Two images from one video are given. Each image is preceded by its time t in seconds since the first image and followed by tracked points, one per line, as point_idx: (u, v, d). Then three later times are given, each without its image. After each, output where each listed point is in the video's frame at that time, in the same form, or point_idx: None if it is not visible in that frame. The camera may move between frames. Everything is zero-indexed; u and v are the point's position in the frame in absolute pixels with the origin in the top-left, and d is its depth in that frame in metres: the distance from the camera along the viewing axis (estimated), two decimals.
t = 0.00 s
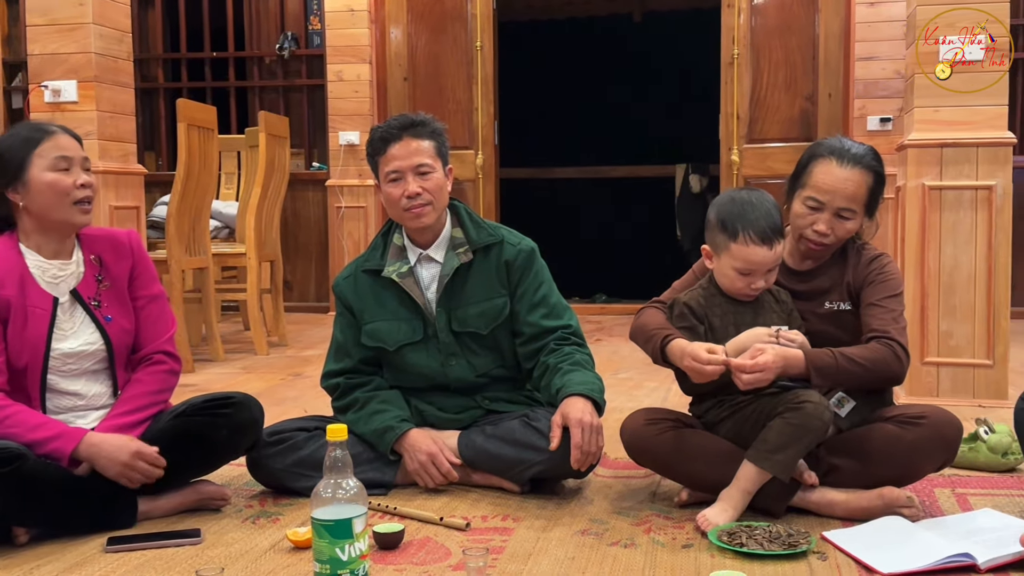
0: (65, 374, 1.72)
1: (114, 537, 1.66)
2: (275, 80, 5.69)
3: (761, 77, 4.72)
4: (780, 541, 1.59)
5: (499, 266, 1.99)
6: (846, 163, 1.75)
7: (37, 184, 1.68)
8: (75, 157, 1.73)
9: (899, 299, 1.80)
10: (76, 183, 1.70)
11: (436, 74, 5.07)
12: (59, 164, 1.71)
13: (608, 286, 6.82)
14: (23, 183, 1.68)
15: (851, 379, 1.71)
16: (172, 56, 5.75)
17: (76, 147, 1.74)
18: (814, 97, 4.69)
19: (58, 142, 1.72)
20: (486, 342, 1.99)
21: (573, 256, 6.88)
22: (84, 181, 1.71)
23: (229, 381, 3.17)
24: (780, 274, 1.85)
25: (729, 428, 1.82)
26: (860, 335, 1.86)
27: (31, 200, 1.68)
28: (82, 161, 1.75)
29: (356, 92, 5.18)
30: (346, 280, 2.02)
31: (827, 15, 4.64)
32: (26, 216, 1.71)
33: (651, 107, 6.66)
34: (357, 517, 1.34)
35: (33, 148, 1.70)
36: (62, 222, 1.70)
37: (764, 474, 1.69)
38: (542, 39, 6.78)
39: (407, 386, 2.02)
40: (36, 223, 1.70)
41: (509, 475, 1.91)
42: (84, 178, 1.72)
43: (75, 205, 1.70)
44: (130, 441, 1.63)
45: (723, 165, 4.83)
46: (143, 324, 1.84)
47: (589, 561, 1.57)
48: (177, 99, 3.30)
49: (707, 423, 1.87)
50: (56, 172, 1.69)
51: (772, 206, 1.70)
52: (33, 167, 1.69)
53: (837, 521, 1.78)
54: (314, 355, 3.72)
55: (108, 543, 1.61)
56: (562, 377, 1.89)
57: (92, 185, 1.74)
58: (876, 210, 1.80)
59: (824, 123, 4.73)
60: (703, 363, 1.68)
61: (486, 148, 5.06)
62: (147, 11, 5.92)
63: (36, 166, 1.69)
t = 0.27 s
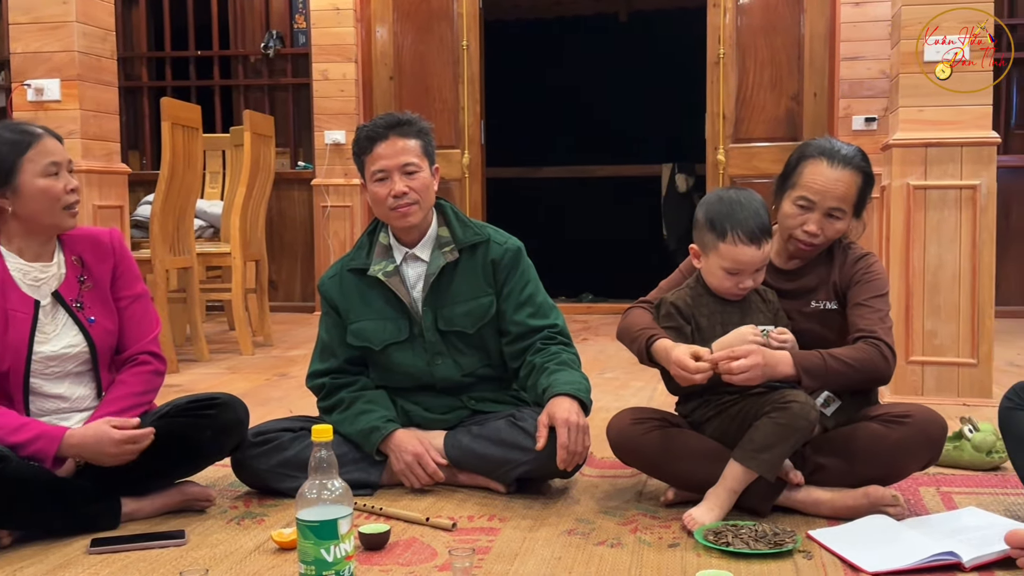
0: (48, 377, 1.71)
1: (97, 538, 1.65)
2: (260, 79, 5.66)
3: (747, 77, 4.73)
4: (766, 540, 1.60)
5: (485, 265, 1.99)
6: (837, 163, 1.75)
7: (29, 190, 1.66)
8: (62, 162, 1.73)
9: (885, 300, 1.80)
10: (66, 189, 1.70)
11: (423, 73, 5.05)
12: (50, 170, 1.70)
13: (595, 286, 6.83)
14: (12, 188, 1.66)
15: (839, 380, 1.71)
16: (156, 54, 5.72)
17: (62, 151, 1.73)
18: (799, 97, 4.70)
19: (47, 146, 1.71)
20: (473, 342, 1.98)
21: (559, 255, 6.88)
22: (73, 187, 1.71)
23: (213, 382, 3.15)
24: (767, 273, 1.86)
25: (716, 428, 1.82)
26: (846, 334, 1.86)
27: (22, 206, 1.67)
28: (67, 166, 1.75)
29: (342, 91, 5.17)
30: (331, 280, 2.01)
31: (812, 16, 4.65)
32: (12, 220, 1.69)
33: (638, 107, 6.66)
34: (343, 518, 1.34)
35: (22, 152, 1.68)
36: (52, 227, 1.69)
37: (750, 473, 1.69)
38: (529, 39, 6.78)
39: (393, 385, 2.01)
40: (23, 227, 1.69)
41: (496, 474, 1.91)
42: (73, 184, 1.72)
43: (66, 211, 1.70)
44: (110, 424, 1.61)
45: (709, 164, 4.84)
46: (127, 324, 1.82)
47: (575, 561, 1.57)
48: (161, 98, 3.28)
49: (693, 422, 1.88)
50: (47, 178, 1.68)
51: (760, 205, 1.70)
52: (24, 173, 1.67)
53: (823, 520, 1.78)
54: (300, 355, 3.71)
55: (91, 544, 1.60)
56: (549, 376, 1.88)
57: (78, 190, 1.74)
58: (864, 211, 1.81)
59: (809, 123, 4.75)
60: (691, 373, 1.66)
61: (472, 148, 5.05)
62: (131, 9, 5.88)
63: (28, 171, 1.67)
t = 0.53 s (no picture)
0: (35, 382, 1.70)
1: (80, 541, 1.63)
2: (245, 78, 5.64)
3: (733, 78, 4.75)
4: (753, 539, 1.60)
5: (472, 265, 1.99)
6: (824, 163, 1.76)
7: (23, 195, 1.64)
8: (53, 166, 1.71)
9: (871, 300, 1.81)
10: (60, 194, 1.68)
11: (409, 73, 5.05)
12: (43, 174, 1.68)
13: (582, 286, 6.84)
14: (5, 193, 1.64)
15: (825, 380, 1.72)
16: (141, 54, 5.69)
17: (52, 155, 1.71)
18: (785, 97, 4.72)
19: (39, 150, 1.68)
20: (460, 342, 1.98)
21: (546, 255, 6.88)
22: (65, 191, 1.70)
23: (199, 383, 3.14)
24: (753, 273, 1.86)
25: (702, 428, 1.83)
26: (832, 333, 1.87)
27: (15, 212, 1.64)
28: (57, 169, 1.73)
29: (328, 91, 5.16)
30: (317, 280, 2.00)
31: (797, 17, 4.67)
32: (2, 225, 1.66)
33: (625, 107, 6.68)
34: (330, 519, 1.33)
35: (15, 157, 1.66)
36: (44, 232, 1.68)
37: (736, 473, 1.70)
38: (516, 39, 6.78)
39: (380, 386, 2.01)
40: (14, 231, 1.67)
41: (483, 475, 1.91)
42: (65, 189, 1.70)
43: (59, 215, 1.69)
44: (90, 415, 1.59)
45: (695, 165, 4.85)
46: (116, 328, 1.82)
47: (563, 562, 1.57)
48: (146, 98, 3.26)
49: (680, 422, 1.88)
50: (41, 183, 1.67)
51: (746, 204, 1.71)
52: (17, 178, 1.65)
53: (809, 519, 1.79)
54: (286, 356, 3.70)
55: (76, 547, 1.59)
56: (535, 376, 1.88)
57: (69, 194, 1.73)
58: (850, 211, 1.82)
59: (794, 123, 4.77)
60: (678, 373, 1.66)
61: (459, 148, 5.05)
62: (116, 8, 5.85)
63: (22, 176, 1.65)
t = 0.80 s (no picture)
0: (21, 386, 1.68)
1: (63, 542, 1.62)
2: (230, 77, 5.62)
3: (718, 78, 4.76)
4: (739, 538, 1.60)
5: (458, 264, 1.98)
6: (808, 163, 1.76)
7: (16, 200, 1.61)
8: (46, 170, 1.68)
9: (855, 300, 1.82)
10: (53, 198, 1.65)
11: (395, 72, 5.04)
12: (37, 179, 1.65)
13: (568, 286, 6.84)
14: None
15: (809, 379, 1.72)
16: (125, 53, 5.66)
17: (45, 159, 1.68)
18: (770, 97, 4.74)
19: (32, 154, 1.65)
20: (446, 342, 1.97)
21: (533, 255, 6.88)
22: (58, 196, 1.67)
23: (184, 383, 3.12)
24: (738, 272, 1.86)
25: (688, 427, 1.83)
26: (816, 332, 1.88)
27: (7, 216, 1.61)
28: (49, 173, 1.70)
29: (313, 90, 5.14)
30: (303, 280, 1.99)
31: (783, 17, 4.69)
32: None
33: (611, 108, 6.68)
34: (315, 520, 1.33)
35: (8, 160, 1.62)
36: (35, 237, 1.65)
37: (723, 472, 1.70)
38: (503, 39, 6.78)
39: (366, 386, 2.00)
40: (6, 235, 1.64)
41: (469, 475, 1.90)
42: (58, 194, 1.67)
43: (50, 219, 1.66)
44: (80, 420, 1.60)
45: (681, 164, 4.86)
46: (104, 332, 1.80)
47: (549, 562, 1.57)
48: (130, 96, 3.24)
49: (666, 421, 1.88)
50: (34, 188, 1.63)
51: (731, 201, 1.71)
52: (11, 182, 1.61)
53: (794, 518, 1.79)
54: (271, 356, 3.68)
55: (59, 548, 1.58)
56: (522, 376, 1.88)
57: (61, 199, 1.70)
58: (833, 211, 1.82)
59: (780, 123, 4.78)
60: (660, 369, 1.67)
61: (445, 147, 5.04)
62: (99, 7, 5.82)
63: (15, 181, 1.62)
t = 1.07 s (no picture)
0: (9, 390, 1.67)
1: (47, 545, 1.61)
2: (215, 78, 5.60)
3: (704, 79, 4.78)
4: (725, 538, 1.61)
5: (445, 265, 1.98)
6: (792, 164, 1.77)
7: (11, 204, 1.60)
8: (42, 175, 1.67)
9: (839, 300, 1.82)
10: (47, 203, 1.64)
11: (381, 72, 5.03)
12: (32, 182, 1.64)
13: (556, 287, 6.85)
14: None
15: (795, 381, 1.74)
16: (110, 53, 5.63)
17: (40, 164, 1.67)
18: (756, 99, 4.75)
19: (28, 159, 1.64)
20: (433, 343, 1.97)
21: (521, 256, 6.88)
22: (53, 201, 1.66)
23: (169, 384, 3.11)
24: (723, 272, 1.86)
25: (675, 427, 1.83)
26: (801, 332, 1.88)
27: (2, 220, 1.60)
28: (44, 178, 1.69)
29: (299, 91, 5.13)
30: (289, 281, 1.99)
31: (768, 19, 4.70)
32: None
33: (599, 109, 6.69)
34: (301, 521, 1.32)
35: (3, 164, 1.61)
36: (29, 241, 1.64)
37: (710, 472, 1.70)
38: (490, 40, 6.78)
39: (352, 387, 2.00)
40: None
41: (455, 476, 1.90)
42: (53, 199, 1.66)
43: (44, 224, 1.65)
44: (69, 428, 1.59)
45: (667, 165, 4.87)
46: (94, 337, 1.79)
47: (536, 562, 1.57)
48: (114, 96, 3.22)
49: (653, 422, 1.88)
50: (29, 192, 1.62)
51: (712, 201, 1.71)
52: (7, 186, 1.60)
53: (780, 518, 1.80)
54: (257, 358, 3.67)
55: (44, 551, 1.57)
56: (509, 376, 1.88)
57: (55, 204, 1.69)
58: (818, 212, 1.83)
59: (766, 124, 4.80)
60: (646, 369, 1.67)
61: (432, 148, 5.04)
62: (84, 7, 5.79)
63: (11, 185, 1.61)
